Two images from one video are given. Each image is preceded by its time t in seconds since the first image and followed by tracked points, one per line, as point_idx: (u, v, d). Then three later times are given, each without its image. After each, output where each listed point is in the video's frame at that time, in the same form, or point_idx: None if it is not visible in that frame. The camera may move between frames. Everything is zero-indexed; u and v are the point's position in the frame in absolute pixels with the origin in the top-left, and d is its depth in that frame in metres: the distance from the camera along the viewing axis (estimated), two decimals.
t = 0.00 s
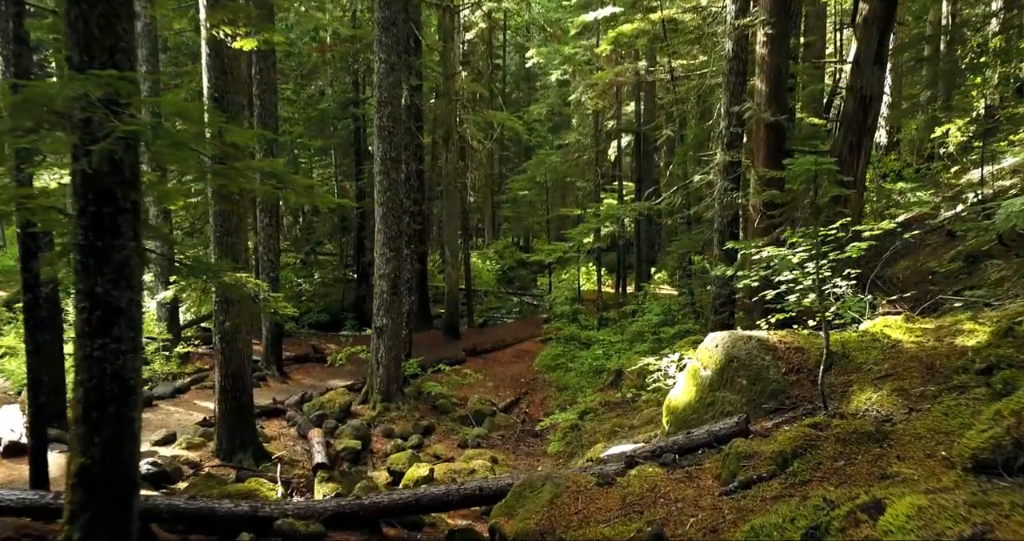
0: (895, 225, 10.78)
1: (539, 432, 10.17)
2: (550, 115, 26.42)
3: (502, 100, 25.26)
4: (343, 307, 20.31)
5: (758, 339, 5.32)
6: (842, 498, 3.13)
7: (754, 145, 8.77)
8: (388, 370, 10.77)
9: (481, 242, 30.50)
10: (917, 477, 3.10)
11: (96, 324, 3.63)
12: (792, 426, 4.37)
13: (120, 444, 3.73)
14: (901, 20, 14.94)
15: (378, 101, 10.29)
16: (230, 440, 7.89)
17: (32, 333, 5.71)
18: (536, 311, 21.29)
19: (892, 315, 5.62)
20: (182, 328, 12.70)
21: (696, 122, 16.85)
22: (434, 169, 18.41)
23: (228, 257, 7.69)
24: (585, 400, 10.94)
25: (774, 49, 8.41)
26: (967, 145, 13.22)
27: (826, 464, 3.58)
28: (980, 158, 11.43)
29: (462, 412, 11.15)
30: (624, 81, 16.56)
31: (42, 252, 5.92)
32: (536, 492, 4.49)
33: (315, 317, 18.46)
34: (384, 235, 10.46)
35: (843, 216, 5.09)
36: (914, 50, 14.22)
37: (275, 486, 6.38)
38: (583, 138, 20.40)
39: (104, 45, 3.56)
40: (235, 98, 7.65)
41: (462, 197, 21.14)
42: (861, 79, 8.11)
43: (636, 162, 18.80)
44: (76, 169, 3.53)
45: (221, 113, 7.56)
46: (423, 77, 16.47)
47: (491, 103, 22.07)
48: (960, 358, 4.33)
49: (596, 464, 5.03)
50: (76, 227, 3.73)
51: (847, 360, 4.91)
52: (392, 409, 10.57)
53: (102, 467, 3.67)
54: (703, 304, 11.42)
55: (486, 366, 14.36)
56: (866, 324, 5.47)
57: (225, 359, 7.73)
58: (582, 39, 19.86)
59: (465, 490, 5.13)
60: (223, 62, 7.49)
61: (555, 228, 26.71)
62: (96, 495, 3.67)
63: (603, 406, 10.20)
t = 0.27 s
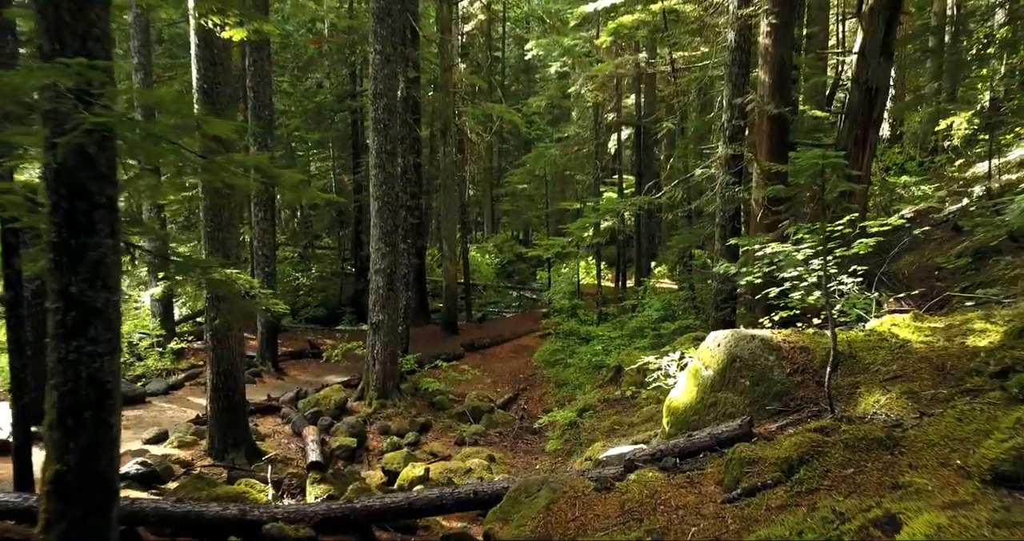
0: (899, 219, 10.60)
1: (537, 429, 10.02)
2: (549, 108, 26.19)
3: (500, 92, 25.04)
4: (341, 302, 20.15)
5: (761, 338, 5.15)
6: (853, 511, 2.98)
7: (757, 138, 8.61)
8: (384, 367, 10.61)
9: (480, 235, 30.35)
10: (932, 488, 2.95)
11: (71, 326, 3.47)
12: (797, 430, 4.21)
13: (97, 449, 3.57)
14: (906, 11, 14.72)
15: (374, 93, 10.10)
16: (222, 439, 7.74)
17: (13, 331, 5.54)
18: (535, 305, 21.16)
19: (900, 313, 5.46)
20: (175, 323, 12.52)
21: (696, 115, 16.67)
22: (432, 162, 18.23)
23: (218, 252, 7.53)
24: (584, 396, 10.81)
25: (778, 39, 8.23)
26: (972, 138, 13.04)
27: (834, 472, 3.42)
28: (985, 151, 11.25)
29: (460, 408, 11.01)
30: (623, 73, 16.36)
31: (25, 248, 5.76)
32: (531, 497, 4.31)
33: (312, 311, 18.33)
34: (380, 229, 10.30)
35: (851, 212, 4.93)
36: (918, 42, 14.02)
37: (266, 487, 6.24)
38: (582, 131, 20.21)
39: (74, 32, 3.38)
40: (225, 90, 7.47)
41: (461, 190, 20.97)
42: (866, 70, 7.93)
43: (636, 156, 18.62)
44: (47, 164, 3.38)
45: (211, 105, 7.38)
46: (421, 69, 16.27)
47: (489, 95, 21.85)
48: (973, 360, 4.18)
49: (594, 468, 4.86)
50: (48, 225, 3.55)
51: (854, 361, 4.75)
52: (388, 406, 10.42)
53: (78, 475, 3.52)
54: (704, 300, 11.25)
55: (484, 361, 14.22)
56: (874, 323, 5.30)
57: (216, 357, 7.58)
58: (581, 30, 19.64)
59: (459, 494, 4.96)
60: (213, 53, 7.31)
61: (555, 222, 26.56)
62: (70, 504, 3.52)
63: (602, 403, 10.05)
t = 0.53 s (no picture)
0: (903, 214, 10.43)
1: (535, 427, 9.88)
2: (548, 101, 26.00)
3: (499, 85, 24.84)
4: (339, 297, 19.98)
5: (765, 338, 5.00)
6: (865, 528, 2.82)
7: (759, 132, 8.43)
8: (380, 364, 10.45)
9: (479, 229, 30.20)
10: (950, 505, 2.79)
11: (43, 329, 3.30)
12: (803, 435, 4.05)
13: (72, 457, 3.41)
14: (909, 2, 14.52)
15: (369, 86, 9.90)
16: (213, 439, 7.59)
17: None
18: (534, 301, 21.03)
19: (908, 313, 5.30)
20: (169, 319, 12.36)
21: (696, 108, 16.49)
22: (430, 156, 18.05)
23: (209, 249, 7.35)
24: (583, 394, 10.68)
25: (782, 30, 8.04)
26: (977, 131, 12.86)
27: (844, 483, 3.26)
28: (989, 145, 11.10)
29: (457, 406, 10.87)
30: (623, 66, 16.16)
31: (7, 245, 5.58)
32: (527, 505, 4.12)
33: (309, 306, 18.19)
34: (376, 224, 10.13)
35: (859, 209, 4.76)
36: (922, 34, 13.85)
37: (257, 491, 6.09)
38: (582, 124, 20.03)
39: (44, 19, 3.20)
40: (216, 82, 7.27)
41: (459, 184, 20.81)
42: (872, 62, 7.75)
43: (636, 149, 18.44)
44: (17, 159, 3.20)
45: (201, 98, 7.19)
46: (418, 62, 16.07)
47: (488, 88, 21.65)
48: (987, 364, 4.03)
49: (592, 473, 4.71)
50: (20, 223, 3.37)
51: (862, 362, 4.60)
52: (384, 404, 10.27)
53: (52, 485, 3.35)
54: (705, 296, 11.09)
55: (482, 357, 14.09)
56: (881, 322, 5.14)
57: (207, 355, 7.41)
58: (581, 23, 19.43)
59: (453, 499, 4.80)
60: (203, 44, 7.11)
61: (554, 216, 26.39)
62: (44, 516, 3.36)
63: (602, 402, 9.90)
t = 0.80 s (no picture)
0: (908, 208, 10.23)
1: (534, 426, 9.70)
2: (547, 93, 25.75)
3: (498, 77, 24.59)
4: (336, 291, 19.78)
5: (770, 340, 4.81)
6: None
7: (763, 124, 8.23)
8: (375, 362, 10.25)
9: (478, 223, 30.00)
10: (972, 526, 2.61)
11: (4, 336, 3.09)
12: (810, 443, 3.88)
13: (39, 470, 3.22)
14: None
15: (363, 78, 9.67)
16: (203, 440, 7.41)
17: None
18: (533, 295, 20.85)
19: (917, 313, 5.11)
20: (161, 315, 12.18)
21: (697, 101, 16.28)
22: (428, 149, 17.83)
23: (197, 245, 7.15)
24: (582, 392, 10.51)
25: (786, 19, 7.81)
26: (982, 124, 12.66)
27: (856, 498, 3.08)
28: (995, 138, 10.90)
29: (454, 404, 10.71)
30: (623, 57, 15.93)
31: None
32: (521, 515, 3.81)
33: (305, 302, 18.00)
34: (371, 219, 9.92)
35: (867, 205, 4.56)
36: (927, 25, 13.63)
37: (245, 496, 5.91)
38: (581, 117, 19.80)
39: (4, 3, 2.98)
40: (203, 73, 7.04)
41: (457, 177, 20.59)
42: (878, 53, 7.52)
43: (636, 143, 18.23)
44: None
45: (188, 89, 6.96)
46: (415, 54, 15.84)
47: (487, 81, 21.41)
48: (1003, 370, 3.84)
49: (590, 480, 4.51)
50: None
51: (871, 365, 4.41)
52: (379, 402, 10.09)
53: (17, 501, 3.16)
54: (706, 292, 10.89)
55: (480, 354, 13.92)
56: (890, 323, 4.95)
57: (196, 354, 7.22)
58: (581, 14, 19.17)
59: (446, 507, 4.55)
60: (190, 34, 6.88)
61: (554, 210, 26.18)
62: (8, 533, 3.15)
63: (601, 400, 9.71)
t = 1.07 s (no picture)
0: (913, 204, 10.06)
1: (532, 425, 9.54)
2: (547, 87, 25.54)
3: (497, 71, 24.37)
4: (333, 287, 19.61)
5: (775, 342, 4.65)
6: None
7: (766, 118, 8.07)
8: (371, 360, 10.08)
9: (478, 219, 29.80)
10: None
11: None
12: (817, 451, 3.72)
13: (8, 484, 3.06)
14: None
15: (358, 71, 9.48)
16: (193, 441, 7.26)
17: None
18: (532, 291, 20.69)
19: (926, 314, 4.94)
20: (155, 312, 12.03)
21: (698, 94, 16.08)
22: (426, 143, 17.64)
23: (186, 242, 6.98)
24: (581, 390, 10.36)
25: (790, 10, 7.62)
26: (987, 118, 12.47)
27: (868, 513, 2.92)
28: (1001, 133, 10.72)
29: (451, 403, 10.56)
30: (623, 51, 15.73)
31: None
32: (516, 526, 3.60)
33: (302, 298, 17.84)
34: (366, 215, 9.75)
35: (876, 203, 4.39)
36: (932, 18, 13.43)
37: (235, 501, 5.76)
38: (581, 111, 19.60)
39: None
40: (192, 66, 6.87)
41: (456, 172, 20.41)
42: (884, 45, 7.34)
43: (636, 137, 18.04)
44: None
45: (177, 82, 6.79)
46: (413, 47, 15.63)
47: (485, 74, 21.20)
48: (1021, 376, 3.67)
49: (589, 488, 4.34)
50: None
51: (880, 370, 4.25)
52: (375, 401, 9.94)
53: None
54: (707, 289, 10.72)
55: (478, 351, 13.77)
56: (899, 324, 4.78)
57: (186, 354, 7.06)
58: (580, 6, 18.95)
59: (438, 517, 4.30)
60: (178, 25, 6.71)
61: (553, 205, 25.98)
62: None
63: (600, 399, 9.55)
